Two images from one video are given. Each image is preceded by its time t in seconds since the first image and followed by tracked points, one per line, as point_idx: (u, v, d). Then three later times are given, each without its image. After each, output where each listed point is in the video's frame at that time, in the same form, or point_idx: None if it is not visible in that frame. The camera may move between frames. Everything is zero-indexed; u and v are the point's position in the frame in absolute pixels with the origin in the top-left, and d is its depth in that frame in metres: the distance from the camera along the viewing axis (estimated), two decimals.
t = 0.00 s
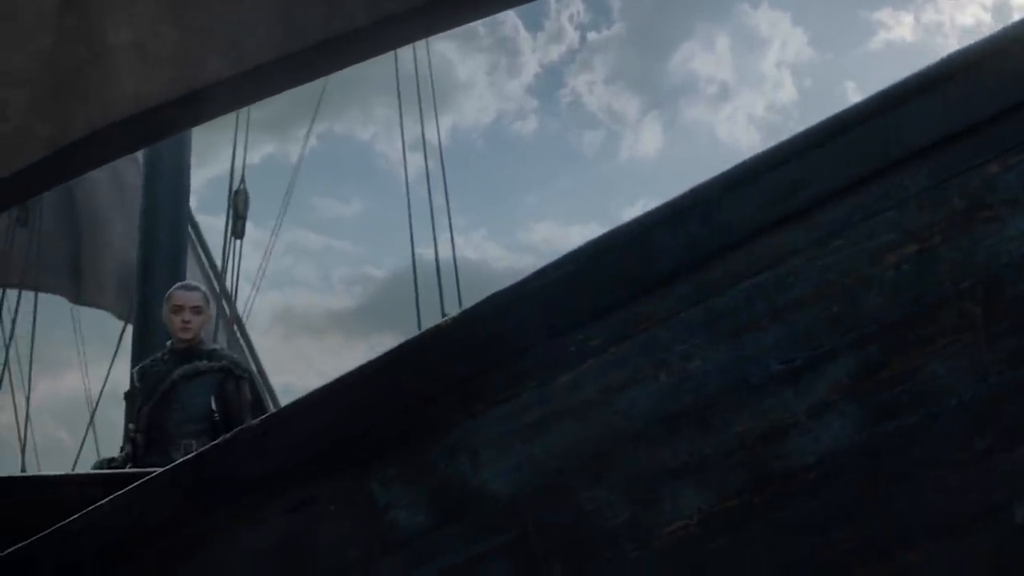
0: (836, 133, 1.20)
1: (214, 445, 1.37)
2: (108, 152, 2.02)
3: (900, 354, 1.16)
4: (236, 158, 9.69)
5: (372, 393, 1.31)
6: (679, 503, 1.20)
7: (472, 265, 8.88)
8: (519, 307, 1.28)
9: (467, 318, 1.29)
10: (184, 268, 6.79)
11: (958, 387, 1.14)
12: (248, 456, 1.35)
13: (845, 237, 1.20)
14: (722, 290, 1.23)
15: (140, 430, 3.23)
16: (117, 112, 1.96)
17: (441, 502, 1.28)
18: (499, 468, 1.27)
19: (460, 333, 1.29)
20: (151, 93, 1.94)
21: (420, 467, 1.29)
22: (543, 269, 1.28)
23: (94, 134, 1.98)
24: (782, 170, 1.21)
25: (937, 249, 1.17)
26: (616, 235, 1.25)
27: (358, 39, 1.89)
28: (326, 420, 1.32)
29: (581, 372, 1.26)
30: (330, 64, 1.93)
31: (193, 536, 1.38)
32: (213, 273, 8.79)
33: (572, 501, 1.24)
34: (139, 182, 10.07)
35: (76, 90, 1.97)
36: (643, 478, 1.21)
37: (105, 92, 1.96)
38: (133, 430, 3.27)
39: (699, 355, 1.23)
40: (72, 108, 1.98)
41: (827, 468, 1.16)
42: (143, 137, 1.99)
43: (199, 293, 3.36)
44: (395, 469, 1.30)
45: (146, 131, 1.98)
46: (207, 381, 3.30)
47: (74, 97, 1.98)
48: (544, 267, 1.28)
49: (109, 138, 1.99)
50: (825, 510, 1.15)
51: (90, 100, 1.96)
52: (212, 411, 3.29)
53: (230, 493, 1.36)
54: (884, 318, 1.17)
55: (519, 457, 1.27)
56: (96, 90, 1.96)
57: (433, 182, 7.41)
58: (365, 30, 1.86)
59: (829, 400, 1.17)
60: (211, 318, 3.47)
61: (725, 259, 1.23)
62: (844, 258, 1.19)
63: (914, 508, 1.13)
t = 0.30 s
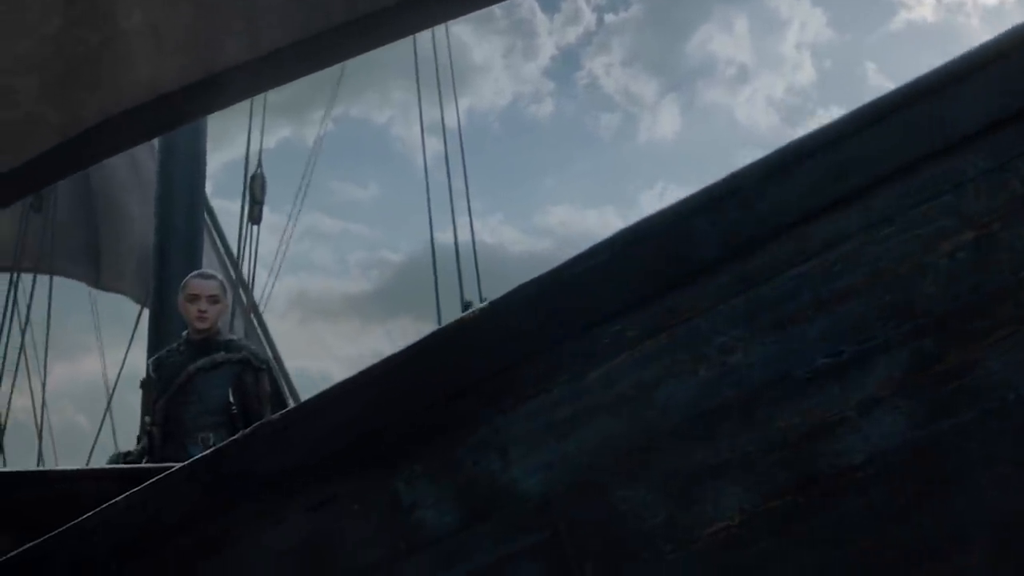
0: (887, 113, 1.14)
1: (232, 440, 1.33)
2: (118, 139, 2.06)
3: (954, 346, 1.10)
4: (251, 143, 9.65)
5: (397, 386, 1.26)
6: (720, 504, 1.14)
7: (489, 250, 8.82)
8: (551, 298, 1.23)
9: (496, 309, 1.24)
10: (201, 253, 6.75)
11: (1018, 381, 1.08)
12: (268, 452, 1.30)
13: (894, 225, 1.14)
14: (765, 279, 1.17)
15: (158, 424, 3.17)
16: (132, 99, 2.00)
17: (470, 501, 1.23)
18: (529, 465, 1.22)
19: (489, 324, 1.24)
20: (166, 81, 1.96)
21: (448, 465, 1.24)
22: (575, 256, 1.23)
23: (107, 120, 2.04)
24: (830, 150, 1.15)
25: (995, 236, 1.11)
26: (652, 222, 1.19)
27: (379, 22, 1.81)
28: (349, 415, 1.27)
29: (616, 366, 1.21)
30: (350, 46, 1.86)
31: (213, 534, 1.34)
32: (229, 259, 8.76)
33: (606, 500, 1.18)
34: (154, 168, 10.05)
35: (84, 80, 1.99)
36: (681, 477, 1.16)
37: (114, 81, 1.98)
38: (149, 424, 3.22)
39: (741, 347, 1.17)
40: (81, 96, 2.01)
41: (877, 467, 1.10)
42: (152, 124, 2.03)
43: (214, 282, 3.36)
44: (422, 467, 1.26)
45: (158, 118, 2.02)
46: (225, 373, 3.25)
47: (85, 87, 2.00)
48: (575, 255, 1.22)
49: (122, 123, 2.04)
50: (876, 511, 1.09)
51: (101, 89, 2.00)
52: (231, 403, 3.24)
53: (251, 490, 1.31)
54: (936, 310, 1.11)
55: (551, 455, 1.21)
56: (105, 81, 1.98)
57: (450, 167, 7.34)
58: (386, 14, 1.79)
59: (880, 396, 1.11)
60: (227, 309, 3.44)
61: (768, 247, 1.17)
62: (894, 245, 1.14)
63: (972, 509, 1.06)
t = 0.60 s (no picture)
0: (950, 87, 1.07)
1: (254, 432, 1.28)
2: (133, 120, 1.95)
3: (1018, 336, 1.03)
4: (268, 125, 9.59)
5: (425, 377, 1.22)
6: (765, 503, 1.08)
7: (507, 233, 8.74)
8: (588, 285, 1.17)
9: (528, 297, 1.19)
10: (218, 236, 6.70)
11: None
12: (292, 445, 1.26)
13: (952, 208, 1.07)
14: (812, 266, 1.11)
15: (176, 413, 3.13)
16: (148, 79, 1.88)
17: (500, 498, 1.18)
18: (562, 461, 1.16)
19: (520, 313, 1.19)
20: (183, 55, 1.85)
21: (478, 460, 1.19)
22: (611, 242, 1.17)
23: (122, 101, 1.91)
24: (881, 133, 1.09)
25: None
26: (695, 205, 1.14)
27: None
28: (375, 407, 1.23)
29: (653, 357, 1.15)
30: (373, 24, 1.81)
31: (233, 529, 1.28)
32: (246, 242, 8.72)
33: (645, 498, 1.12)
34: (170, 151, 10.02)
35: (98, 58, 1.87)
36: (724, 476, 1.10)
37: (132, 58, 1.86)
38: (165, 416, 3.16)
39: (786, 338, 1.11)
40: (93, 75, 1.89)
41: (934, 465, 1.03)
42: (171, 105, 1.92)
43: (234, 269, 3.34)
44: (450, 462, 1.20)
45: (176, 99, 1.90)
46: (244, 361, 3.20)
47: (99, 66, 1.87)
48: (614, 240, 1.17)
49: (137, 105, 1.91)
50: (934, 512, 1.03)
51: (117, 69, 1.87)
52: (251, 393, 3.18)
53: (273, 486, 1.26)
54: (998, 298, 1.04)
55: (586, 450, 1.16)
56: (123, 59, 1.86)
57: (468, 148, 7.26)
58: None
59: (936, 389, 1.04)
60: (246, 296, 3.41)
61: (817, 232, 1.11)
62: (952, 230, 1.07)
63: None
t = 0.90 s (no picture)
0: (995, 71, 1.02)
1: (269, 428, 1.23)
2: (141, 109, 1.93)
3: None
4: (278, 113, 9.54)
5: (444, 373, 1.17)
6: (804, 505, 1.02)
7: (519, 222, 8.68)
8: (618, 275, 1.12)
9: (554, 289, 1.14)
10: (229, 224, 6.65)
11: None
12: (308, 442, 1.21)
13: (1002, 195, 1.02)
14: (853, 257, 1.05)
15: (186, 407, 3.10)
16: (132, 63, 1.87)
17: (525, 498, 1.13)
18: (590, 460, 1.11)
19: (545, 306, 1.14)
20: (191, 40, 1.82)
21: (502, 459, 1.14)
22: (639, 231, 1.12)
23: (128, 89, 1.89)
24: (923, 118, 1.04)
25: None
26: (730, 191, 1.08)
27: None
28: (393, 403, 1.18)
29: (684, 353, 1.10)
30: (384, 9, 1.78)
31: (247, 527, 1.24)
32: (257, 231, 8.68)
33: (677, 499, 1.07)
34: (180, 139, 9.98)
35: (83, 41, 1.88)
36: (761, 476, 1.04)
37: (139, 43, 1.85)
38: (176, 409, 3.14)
39: (826, 333, 1.05)
40: (100, 59, 1.89)
41: (984, 466, 0.98)
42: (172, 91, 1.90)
43: (246, 259, 3.28)
44: (472, 461, 1.15)
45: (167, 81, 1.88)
46: (257, 354, 3.17)
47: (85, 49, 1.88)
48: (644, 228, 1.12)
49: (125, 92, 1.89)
50: (984, 515, 0.97)
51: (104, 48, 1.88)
52: (264, 387, 3.14)
53: (286, 485, 1.22)
54: None
55: (614, 449, 1.11)
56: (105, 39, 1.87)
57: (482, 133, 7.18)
58: None
59: (986, 386, 0.99)
60: (258, 287, 3.36)
61: (859, 221, 1.06)
62: (1001, 220, 1.02)
63: None
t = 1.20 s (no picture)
0: None
1: (283, 427, 1.19)
2: (142, 104, 2.10)
3: None
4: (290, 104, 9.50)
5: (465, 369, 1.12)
6: (843, 508, 0.98)
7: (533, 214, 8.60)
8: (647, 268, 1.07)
9: (580, 280, 1.10)
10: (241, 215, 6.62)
11: None
12: (323, 441, 1.17)
13: None
14: (894, 249, 1.01)
15: (196, 402, 3.08)
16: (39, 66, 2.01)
17: (549, 499, 1.09)
18: (617, 460, 1.07)
19: (571, 300, 1.10)
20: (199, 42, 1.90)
21: (525, 459, 1.10)
22: (669, 223, 1.07)
23: (131, 85, 2.03)
24: (970, 101, 0.98)
25: None
26: (765, 180, 1.04)
27: None
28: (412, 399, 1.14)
29: (715, 349, 1.05)
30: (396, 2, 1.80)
31: (260, 529, 1.20)
32: (269, 223, 8.64)
33: (709, 500, 1.03)
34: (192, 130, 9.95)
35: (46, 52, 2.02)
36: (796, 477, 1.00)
37: (142, 38, 1.99)
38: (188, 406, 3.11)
39: (864, 328, 1.01)
40: (102, 56, 2.01)
41: None
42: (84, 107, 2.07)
43: (258, 252, 3.27)
44: (494, 461, 1.12)
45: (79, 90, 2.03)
46: (269, 349, 3.12)
47: None
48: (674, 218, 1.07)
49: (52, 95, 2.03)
50: None
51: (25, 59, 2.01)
52: (277, 383, 3.09)
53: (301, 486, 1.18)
54: None
55: (643, 449, 1.06)
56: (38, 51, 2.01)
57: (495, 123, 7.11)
58: None
59: None
60: (270, 281, 3.33)
61: (898, 210, 1.01)
62: None
63: None
